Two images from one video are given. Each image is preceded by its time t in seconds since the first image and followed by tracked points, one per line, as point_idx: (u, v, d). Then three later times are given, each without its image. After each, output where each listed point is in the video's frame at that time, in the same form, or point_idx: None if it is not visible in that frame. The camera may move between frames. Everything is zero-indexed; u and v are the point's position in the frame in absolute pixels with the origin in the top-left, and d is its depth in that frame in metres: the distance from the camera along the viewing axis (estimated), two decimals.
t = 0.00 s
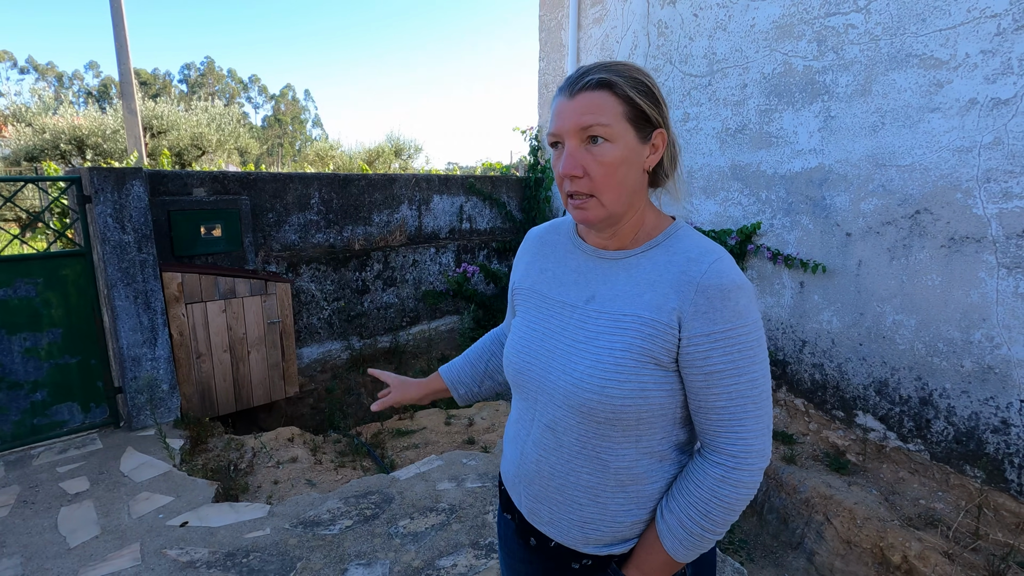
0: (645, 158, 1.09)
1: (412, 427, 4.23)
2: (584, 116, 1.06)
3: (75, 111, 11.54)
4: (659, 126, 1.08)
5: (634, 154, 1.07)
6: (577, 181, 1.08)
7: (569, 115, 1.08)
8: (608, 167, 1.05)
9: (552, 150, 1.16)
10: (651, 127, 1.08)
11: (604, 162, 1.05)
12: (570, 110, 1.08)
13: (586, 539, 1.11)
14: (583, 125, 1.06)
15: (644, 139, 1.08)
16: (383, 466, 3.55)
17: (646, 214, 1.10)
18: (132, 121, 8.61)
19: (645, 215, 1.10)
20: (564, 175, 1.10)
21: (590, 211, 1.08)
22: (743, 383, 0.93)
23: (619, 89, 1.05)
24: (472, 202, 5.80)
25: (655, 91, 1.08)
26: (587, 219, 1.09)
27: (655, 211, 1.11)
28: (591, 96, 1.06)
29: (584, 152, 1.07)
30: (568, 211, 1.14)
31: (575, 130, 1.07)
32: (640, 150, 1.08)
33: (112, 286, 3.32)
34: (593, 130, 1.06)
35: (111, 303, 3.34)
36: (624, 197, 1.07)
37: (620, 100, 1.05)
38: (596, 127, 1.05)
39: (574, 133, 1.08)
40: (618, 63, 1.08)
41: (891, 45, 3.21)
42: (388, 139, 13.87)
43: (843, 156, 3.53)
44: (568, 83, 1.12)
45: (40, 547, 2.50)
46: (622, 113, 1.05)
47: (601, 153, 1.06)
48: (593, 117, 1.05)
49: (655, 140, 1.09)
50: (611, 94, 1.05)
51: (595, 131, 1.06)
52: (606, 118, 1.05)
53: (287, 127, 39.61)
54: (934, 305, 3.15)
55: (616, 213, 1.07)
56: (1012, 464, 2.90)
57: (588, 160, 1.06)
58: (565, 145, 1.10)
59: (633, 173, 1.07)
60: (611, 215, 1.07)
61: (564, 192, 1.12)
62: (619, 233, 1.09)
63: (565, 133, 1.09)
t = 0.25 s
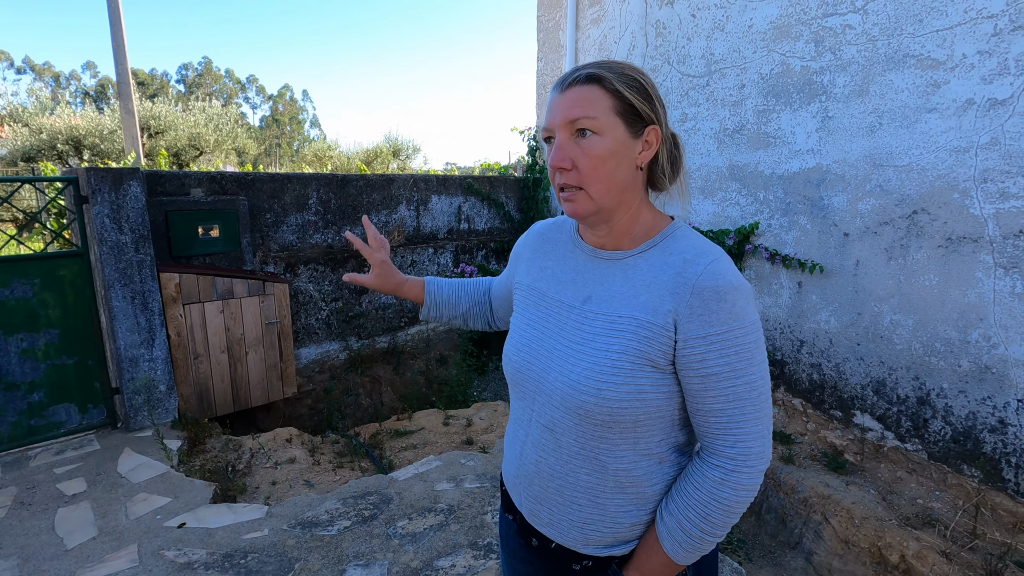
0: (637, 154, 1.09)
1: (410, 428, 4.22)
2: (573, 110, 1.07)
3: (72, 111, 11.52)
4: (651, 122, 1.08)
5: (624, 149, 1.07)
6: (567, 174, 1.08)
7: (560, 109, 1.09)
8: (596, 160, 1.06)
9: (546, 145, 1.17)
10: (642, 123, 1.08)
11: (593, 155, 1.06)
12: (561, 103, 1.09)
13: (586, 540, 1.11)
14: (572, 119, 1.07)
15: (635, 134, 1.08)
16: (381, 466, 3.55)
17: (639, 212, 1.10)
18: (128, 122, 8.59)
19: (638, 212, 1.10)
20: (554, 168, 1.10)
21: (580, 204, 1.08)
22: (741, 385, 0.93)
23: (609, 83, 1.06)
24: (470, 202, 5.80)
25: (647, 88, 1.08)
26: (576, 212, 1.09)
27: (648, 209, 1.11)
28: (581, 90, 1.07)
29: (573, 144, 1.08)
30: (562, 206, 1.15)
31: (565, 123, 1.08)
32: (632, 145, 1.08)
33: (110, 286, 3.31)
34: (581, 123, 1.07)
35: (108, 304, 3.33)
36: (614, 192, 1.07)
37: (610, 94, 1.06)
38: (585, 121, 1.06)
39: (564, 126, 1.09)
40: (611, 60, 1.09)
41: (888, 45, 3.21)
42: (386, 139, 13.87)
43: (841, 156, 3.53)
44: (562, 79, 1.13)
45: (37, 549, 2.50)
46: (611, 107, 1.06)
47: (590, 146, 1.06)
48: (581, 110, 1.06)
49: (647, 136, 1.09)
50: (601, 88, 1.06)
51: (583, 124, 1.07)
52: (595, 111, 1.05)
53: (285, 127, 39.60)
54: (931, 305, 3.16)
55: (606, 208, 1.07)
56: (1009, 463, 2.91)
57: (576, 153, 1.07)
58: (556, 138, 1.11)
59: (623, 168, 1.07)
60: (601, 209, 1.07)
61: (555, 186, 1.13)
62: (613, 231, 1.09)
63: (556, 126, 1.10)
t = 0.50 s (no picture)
0: (644, 157, 1.10)
1: (408, 431, 4.22)
2: (589, 102, 1.08)
3: (70, 114, 11.51)
4: (660, 127, 1.10)
5: (635, 147, 1.07)
6: (577, 164, 1.07)
7: (574, 101, 1.09)
8: (609, 153, 1.06)
9: (554, 139, 1.17)
10: (652, 126, 1.10)
11: (606, 148, 1.06)
12: (576, 96, 1.10)
13: (585, 543, 1.11)
14: (587, 110, 1.07)
15: (645, 136, 1.09)
16: (380, 470, 3.54)
17: (641, 216, 1.11)
18: (127, 125, 8.58)
19: (640, 215, 1.11)
20: (564, 158, 1.09)
21: (587, 197, 1.07)
22: (741, 389, 0.94)
23: (625, 82, 1.07)
24: (469, 205, 5.81)
25: (659, 93, 1.10)
26: (582, 205, 1.08)
27: (650, 214, 1.11)
28: (597, 85, 1.08)
29: (587, 136, 1.08)
30: (564, 200, 1.14)
31: (579, 114, 1.08)
32: (641, 145, 1.09)
33: (107, 290, 3.30)
34: (596, 115, 1.07)
35: (106, 307, 3.32)
36: (622, 189, 1.07)
37: (626, 92, 1.07)
38: (600, 113, 1.06)
39: (578, 117, 1.09)
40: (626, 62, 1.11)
41: (885, 49, 3.23)
42: (384, 142, 13.89)
43: (838, 160, 3.55)
44: (575, 74, 1.14)
45: (33, 554, 2.48)
46: (626, 104, 1.07)
47: (603, 139, 1.06)
48: (597, 103, 1.07)
49: (655, 140, 1.10)
50: (618, 85, 1.07)
51: (598, 116, 1.07)
52: (610, 105, 1.06)
53: (283, 131, 39.64)
54: (929, 308, 3.17)
55: (614, 204, 1.07)
56: (1007, 466, 2.92)
57: (589, 145, 1.07)
58: (567, 130, 1.11)
59: (632, 165, 1.07)
60: (608, 204, 1.06)
61: (561, 178, 1.12)
62: (614, 231, 1.09)
63: (569, 117, 1.10)
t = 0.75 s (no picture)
0: (648, 159, 1.10)
1: (405, 431, 4.21)
2: (598, 102, 1.07)
3: (65, 113, 11.47)
4: (665, 129, 1.10)
5: (640, 150, 1.08)
6: (582, 165, 1.07)
7: (584, 99, 1.09)
8: (615, 155, 1.06)
9: (558, 137, 1.17)
10: (658, 129, 1.10)
11: (613, 150, 1.06)
12: (585, 94, 1.09)
13: (581, 543, 1.11)
14: (596, 111, 1.07)
15: (650, 138, 1.09)
16: (377, 469, 3.53)
17: (641, 217, 1.11)
18: (122, 124, 8.55)
19: (640, 217, 1.11)
20: (569, 158, 1.09)
21: (593, 198, 1.07)
22: (740, 388, 0.94)
23: (635, 83, 1.07)
24: (466, 205, 5.80)
25: (666, 96, 1.11)
26: (586, 206, 1.07)
27: (652, 215, 1.12)
28: (607, 85, 1.08)
29: (595, 137, 1.08)
30: (566, 200, 1.13)
31: (588, 114, 1.08)
32: (646, 148, 1.09)
33: (102, 289, 3.28)
34: (604, 116, 1.07)
35: (101, 306, 3.31)
36: (626, 192, 1.07)
37: (635, 94, 1.07)
38: (609, 114, 1.06)
39: (586, 117, 1.08)
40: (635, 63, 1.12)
41: (880, 49, 3.24)
42: (381, 142, 13.87)
43: (834, 159, 3.55)
44: (584, 71, 1.13)
45: (28, 555, 2.47)
46: (634, 106, 1.07)
47: (610, 140, 1.06)
48: (606, 103, 1.06)
49: (659, 143, 1.11)
50: (627, 86, 1.07)
51: (607, 118, 1.07)
52: (620, 107, 1.06)
53: (280, 130, 39.54)
54: (924, 307, 3.18)
55: (617, 206, 1.07)
56: (1002, 464, 2.93)
57: (597, 146, 1.07)
58: (575, 128, 1.10)
59: (637, 167, 1.08)
60: (612, 206, 1.07)
61: (565, 178, 1.12)
62: (615, 232, 1.10)
63: (577, 116, 1.09)
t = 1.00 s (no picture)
0: (642, 160, 1.11)
1: (404, 431, 4.21)
2: (590, 107, 1.07)
3: (62, 113, 11.44)
4: (659, 130, 1.10)
5: (633, 153, 1.08)
6: (576, 170, 1.08)
7: (576, 103, 1.09)
8: (608, 159, 1.06)
9: (552, 141, 1.17)
10: (651, 130, 1.10)
11: (605, 154, 1.06)
12: (577, 98, 1.09)
13: (579, 544, 1.11)
14: (588, 115, 1.07)
15: (643, 140, 1.09)
16: (374, 469, 3.53)
17: (636, 218, 1.12)
18: (119, 124, 8.53)
19: (635, 217, 1.12)
20: (563, 163, 1.10)
21: (585, 202, 1.07)
22: (732, 384, 0.94)
23: (627, 86, 1.07)
24: (464, 205, 5.80)
25: (659, 96, 1.11)
26: (580, 210, 1.08)
27: (647, 214, 1.12)
28: (598, 89, 1.08)
29: (587, 142, 1.08)
30: (561, 204, 1.14)
31: (580, 119, 1.08)
32: (639, 150, 1.09)
33: (99, 290, 3.28)
34: (597, 121, 1.07)
35: (98, 307, 3.30)
36: (618, 195, 1.08)
37: (627, 97, 1.07)
38: (601, 119, 1.07)
39: (578, 122, 1.09)
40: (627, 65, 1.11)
41: (877, 49, 3.25)
42: (379, 141, 13.85)
43: (831, 159, 3.56)
44: (577, 75, 1.13)
45: (25, 555, 2.47)
46: (627, 109, 1.07)
47: (603, 145, 1.07)
48: (599, 108, 1.07)
49: (653, 144, 1.11)
50: (619, 90, 1.07)
51: (599, 122, 1.07)
52: (612, 111, 1.06)
53: (278, 130, 39.50)
54: (921, 306, 3.19)
55: (610, 209, 1.07)
56: (998, 463, 2.94)
57: (589, 151, 1.07)
58: (567, 133, 1.11)
59: (630, 169, 1.08)
60: (605, 210, 1.07)
61: (560, 182, 1.12)
62: (609, 234, 1.10)
63: (569, 121, 1.10)
